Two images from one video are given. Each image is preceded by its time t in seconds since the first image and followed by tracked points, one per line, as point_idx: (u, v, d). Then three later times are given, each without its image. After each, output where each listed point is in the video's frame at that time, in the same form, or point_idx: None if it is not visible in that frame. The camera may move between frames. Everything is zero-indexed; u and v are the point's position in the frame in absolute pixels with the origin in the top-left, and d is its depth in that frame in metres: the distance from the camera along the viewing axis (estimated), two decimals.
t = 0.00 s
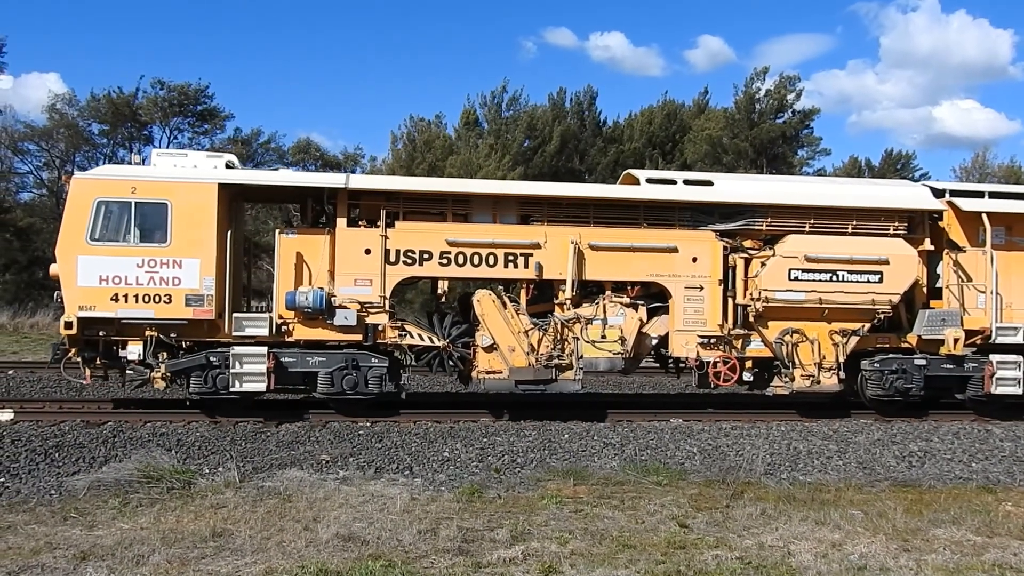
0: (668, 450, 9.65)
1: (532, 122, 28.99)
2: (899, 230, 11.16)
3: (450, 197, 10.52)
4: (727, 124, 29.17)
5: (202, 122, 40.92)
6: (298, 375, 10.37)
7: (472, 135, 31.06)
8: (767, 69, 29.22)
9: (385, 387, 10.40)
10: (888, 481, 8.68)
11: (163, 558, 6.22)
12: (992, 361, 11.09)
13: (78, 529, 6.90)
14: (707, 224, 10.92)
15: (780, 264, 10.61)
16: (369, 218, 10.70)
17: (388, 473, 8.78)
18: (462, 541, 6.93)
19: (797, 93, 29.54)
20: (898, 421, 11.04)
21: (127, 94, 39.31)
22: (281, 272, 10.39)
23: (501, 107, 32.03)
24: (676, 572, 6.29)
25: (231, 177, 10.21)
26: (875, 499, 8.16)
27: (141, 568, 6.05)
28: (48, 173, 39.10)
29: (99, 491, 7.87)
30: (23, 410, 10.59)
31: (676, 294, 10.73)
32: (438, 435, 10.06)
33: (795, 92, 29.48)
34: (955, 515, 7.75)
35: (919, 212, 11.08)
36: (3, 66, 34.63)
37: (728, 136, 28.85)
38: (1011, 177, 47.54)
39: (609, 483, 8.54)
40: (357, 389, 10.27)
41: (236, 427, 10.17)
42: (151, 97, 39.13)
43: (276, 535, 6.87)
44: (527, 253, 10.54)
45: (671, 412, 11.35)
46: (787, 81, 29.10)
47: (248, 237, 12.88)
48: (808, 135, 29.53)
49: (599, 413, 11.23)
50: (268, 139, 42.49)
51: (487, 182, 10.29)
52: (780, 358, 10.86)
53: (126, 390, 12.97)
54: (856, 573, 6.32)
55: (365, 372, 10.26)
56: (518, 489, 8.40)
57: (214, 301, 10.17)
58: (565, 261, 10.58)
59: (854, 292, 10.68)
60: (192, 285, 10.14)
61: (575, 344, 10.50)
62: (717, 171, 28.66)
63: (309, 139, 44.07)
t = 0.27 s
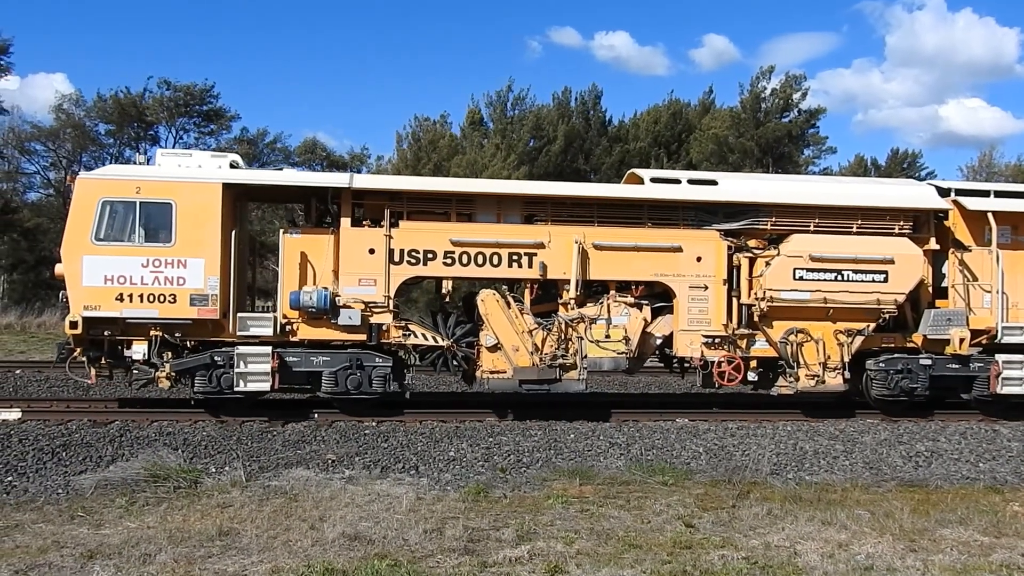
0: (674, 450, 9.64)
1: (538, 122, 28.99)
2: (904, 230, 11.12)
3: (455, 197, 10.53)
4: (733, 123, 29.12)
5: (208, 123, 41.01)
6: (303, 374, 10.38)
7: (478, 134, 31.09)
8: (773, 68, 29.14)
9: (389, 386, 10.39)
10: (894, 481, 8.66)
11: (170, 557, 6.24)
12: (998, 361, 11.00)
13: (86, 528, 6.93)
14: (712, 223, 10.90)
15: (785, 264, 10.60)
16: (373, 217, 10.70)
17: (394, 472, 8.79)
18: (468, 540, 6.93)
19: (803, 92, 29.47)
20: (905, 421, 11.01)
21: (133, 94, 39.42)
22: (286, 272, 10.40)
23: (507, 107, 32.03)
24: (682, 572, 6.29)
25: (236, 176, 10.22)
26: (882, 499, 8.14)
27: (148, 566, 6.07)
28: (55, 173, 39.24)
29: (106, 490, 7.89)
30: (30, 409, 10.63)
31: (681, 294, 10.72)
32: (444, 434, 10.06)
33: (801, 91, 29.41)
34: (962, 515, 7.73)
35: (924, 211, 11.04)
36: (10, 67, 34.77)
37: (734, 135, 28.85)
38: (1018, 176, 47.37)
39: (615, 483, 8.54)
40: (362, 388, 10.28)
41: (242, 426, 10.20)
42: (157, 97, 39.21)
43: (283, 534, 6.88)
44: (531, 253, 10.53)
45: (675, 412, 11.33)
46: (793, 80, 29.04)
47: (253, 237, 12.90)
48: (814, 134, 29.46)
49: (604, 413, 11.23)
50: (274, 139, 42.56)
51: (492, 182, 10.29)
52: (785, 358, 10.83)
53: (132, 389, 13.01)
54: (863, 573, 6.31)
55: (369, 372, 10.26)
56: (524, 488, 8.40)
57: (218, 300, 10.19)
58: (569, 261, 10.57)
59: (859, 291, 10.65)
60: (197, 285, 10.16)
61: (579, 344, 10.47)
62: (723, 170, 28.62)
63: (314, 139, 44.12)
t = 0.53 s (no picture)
0: (679, 450, 9.62)
1: (543, 121, 28.98)
2: (911, 230, 11.09)
3: (460, 197, 10.53)
4: (739, 123, 29.06)
5: (214, 122, 41.10)
6: (308, 374, 10.39)
7: (483, 133, 31.11)
8: (779, 68, 29.06)
9: (394, 386, 10.39)
10: (900, 482, 8.63)
11: (176, 556, 6.25)
12: (1005, 362, 10.94)
13: (92, 526, 6.95)
14: (717, 223, 10.88)
15: (791, 264, 10.57)
16: (378, 217, 10.70)
17: (399, 472, 8.79)
18: (473, 540, 6.93)
19: (809, 92, 29.39)
20: (911, 422, 10.96)
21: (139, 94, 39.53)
22: (291, 271, 10.41)
23: (512, 106, 32.03)
24: (687, 572, 6.28)
25: (242, 176, 10.24)
26: (888, 500, 8.11)
27: (153, 565, 6.09)
28: (62, 173, 39.38)
29: (112, 489, 7.91)
30: (37, 408, 10.66)
31: (686, 294, 10.70)
32: (449, 434, 10.06)
33: (807, 91, 29.34)
34: (968, 516, 7.71)
35: (930, 211, 11.01)
36: (18, 67, 34.90)
37: (739, 134, 28.82)
38: None
39: (620, 483, 8.53)
40: (367, 388, 10.29)
41: (247, 426, 10.21)
42: (163, 96, 39.31)
43: (288, 534, 6.89)
44: (536, 253, 10.53)
45: (680, 412, 11.31)
46: (799, 80, 28.97)
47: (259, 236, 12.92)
48: (820, 134, 29.39)
49: (608, 413, 11.22)
50: (279, 139, 42.63)
51: (497, 182, 10.29)
52: (790, 358, 10.80)
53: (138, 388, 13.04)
54: (868, 574, 6.30)
55: (374, 371, 10.27)
56: (529, 488, 8.40)
57: (223, 299, 10.21)
58: (574, 261, 10.56)
59: (865, 292, 10.62)
60: (202, 284, 10.18)
61: (584, 344, 10.46)
62: (729, 170, 28.57)
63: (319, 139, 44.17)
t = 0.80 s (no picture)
0: (681, 451, 9.61)
1: (546, 122, 28.99)
2: (914, 231, 11.07)
3: (463, 197, 10.53)
4: (742, 124, 29.08)
5: (218, 122, 41.16)
6: (311, 374, 10.40)
7: (486, 134, 31.14)
8: (782, 69, 29.04)
9: (396, 386, 10.40)
10: (903, 483, 8.62)
11: (178, 555, 6.26)
12: (1008, 363, 10.93)
13: (95, 526, 6.96)
14: (720, 224, 10.87)
15: (794, 265, 10.55)
16: (381, 217, 10.70)
17: (402, 472, 8.80)
18: (475, 540, 6.94)
19: (813, 93, 29.36)
20: (914, 423, 10.94)
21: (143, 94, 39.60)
22: (294, 271, 10.41)
23: (515, 107, 32.05)
24: (689, 573, 6.28)
25: (246, 176, 10.26)
26: (891, 501, 8.10)
27: (156, 564, 6.09)
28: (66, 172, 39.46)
29: (115, 488, 7.92)
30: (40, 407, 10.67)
31: (689, 294, 10.69)
32: (451, 434, 10.07)
33: (811, 92, 29.30)
34: (972, 518, 7.70)
35: (934, 213, 10.99)
36: (22, 67, 34.98)
37: (743, 135, 28.82)
38: None
39: (622, 484, 8.53)
40: (369, 388, 10.29)
41: (250, 425, 10.21)
42: (167, 96, 39.38)
43: (290, 533, 6.89)
44: (539, 253, 10.52)
45: (682, 413, 11.30)
46: (802, 80, 28.94)
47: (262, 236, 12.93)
48: (823, 135, 29.35)
49: (611, 413, 11.20)
50: (282, 139, 42.67)
51: (500, 182, 10.29)
52: (793, 359, 10.78)
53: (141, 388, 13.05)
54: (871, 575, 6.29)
55: (377, 371, 10.27)
56: (531, 489, 8.40)
57: (227, 299, 10.22)
58: (577, 261, 10.55)
59: (868, 293, 10.60)
60: (205, 284, 10.19)
61: (587, 344, 10.45)
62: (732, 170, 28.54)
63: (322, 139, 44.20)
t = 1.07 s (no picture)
0: (682, 451, 9.61)
1: (546, 122, 28.99)
2: (915, 231, 11.05)
3: (464, 197, 10.53)
4: (744, 125, 29.10)
5: (219, 122, 41.18)
6: (312, 373, 10.40)
7: (487, 134, 31.15)
8: (783, 69, 29.01)
9: (397, 386, 10.40)
10: (904, 483, 8.61)
11: (179, 555, 6.26)
12: (1009, 364, 10.90)
13: (96, 525, 6.96)
14: (721, 224, 10.87)
15: (795, 265, 10.54)
16: (382, 217, 10.70)
17: (402, 472, 8.80)
18: (476, 540, 6.94)
19: (814, 93, 29.35)
20: (915, 423, 10.93)
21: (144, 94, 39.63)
22: (295, 271, 10.41)
23: (516, 107, 32.07)
24: (689, 573, 6.28)
25: (247, 176, 10.26)
26: (892, 502, 8.10)
27: (157, 564, 6.10)
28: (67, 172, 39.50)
29: (116, 488, 7.93)
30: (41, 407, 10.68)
31: (689, 295, 10.69)
32: (452, 434, 10.07)
33: (812, 92, 29.29)
34: (973, 518, 7.69)
35: (935, 213, 10.98)
36: (23, 67, 35.01)
37: (744, 135, 28.87)
38: None
39: (623, 484, 8.53)
40: (370, 388, 10.28)
41: (251, 425, 10.22)
42: (168, 96, 39.40)
43: (291, 533, 6.90)
44: (540, 253, 10.52)
45: (683, 413, 11.30)
46: (803, 80, 28.93)
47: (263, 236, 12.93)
48: (825, 135, 29.34)
49: (612, 414, 11.19)
50: (283, 139, 42.68)
51: (501, 182, 10.29)
52: (794, 360, 10.78)
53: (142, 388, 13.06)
54: None
55: (378, 371, 10.27)
56: (532, 489, 8.40)
57: (228, 299, 10.22)
58: (578, 261, 10.55)
59: (869, 293, 10.59)
60: (206, 283, 10.20)
61: (588, 344, 10.45)
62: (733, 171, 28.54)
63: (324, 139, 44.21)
